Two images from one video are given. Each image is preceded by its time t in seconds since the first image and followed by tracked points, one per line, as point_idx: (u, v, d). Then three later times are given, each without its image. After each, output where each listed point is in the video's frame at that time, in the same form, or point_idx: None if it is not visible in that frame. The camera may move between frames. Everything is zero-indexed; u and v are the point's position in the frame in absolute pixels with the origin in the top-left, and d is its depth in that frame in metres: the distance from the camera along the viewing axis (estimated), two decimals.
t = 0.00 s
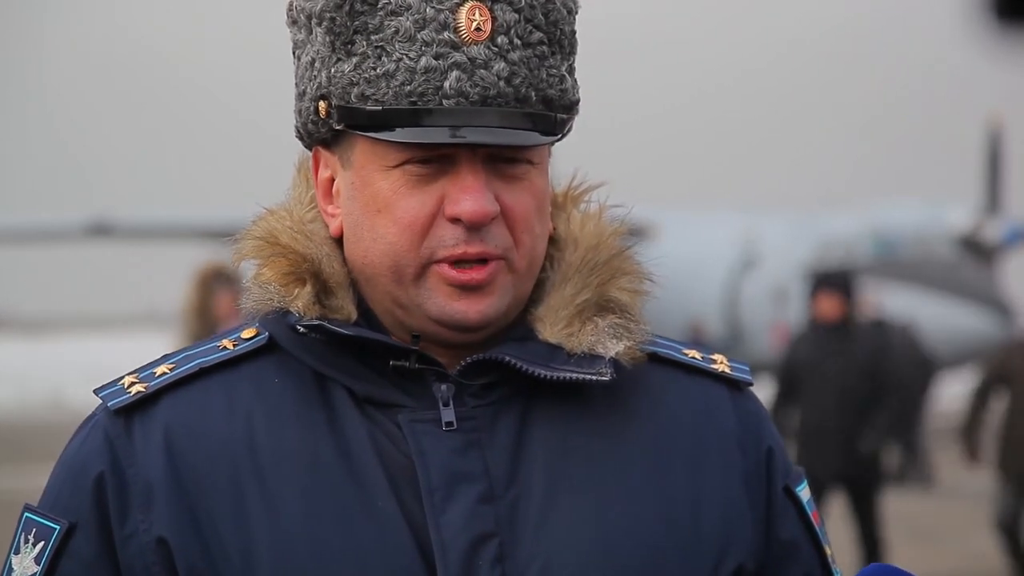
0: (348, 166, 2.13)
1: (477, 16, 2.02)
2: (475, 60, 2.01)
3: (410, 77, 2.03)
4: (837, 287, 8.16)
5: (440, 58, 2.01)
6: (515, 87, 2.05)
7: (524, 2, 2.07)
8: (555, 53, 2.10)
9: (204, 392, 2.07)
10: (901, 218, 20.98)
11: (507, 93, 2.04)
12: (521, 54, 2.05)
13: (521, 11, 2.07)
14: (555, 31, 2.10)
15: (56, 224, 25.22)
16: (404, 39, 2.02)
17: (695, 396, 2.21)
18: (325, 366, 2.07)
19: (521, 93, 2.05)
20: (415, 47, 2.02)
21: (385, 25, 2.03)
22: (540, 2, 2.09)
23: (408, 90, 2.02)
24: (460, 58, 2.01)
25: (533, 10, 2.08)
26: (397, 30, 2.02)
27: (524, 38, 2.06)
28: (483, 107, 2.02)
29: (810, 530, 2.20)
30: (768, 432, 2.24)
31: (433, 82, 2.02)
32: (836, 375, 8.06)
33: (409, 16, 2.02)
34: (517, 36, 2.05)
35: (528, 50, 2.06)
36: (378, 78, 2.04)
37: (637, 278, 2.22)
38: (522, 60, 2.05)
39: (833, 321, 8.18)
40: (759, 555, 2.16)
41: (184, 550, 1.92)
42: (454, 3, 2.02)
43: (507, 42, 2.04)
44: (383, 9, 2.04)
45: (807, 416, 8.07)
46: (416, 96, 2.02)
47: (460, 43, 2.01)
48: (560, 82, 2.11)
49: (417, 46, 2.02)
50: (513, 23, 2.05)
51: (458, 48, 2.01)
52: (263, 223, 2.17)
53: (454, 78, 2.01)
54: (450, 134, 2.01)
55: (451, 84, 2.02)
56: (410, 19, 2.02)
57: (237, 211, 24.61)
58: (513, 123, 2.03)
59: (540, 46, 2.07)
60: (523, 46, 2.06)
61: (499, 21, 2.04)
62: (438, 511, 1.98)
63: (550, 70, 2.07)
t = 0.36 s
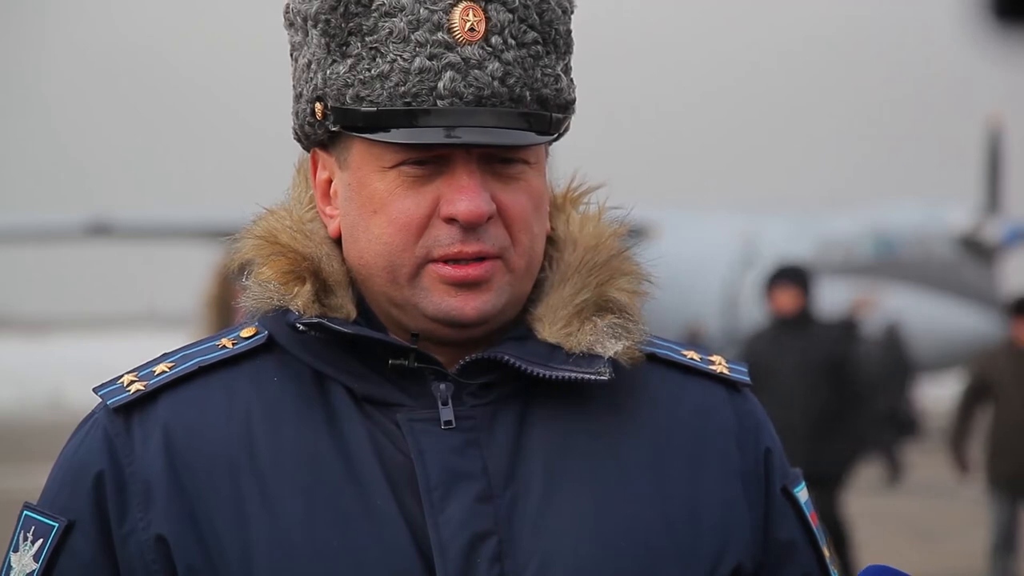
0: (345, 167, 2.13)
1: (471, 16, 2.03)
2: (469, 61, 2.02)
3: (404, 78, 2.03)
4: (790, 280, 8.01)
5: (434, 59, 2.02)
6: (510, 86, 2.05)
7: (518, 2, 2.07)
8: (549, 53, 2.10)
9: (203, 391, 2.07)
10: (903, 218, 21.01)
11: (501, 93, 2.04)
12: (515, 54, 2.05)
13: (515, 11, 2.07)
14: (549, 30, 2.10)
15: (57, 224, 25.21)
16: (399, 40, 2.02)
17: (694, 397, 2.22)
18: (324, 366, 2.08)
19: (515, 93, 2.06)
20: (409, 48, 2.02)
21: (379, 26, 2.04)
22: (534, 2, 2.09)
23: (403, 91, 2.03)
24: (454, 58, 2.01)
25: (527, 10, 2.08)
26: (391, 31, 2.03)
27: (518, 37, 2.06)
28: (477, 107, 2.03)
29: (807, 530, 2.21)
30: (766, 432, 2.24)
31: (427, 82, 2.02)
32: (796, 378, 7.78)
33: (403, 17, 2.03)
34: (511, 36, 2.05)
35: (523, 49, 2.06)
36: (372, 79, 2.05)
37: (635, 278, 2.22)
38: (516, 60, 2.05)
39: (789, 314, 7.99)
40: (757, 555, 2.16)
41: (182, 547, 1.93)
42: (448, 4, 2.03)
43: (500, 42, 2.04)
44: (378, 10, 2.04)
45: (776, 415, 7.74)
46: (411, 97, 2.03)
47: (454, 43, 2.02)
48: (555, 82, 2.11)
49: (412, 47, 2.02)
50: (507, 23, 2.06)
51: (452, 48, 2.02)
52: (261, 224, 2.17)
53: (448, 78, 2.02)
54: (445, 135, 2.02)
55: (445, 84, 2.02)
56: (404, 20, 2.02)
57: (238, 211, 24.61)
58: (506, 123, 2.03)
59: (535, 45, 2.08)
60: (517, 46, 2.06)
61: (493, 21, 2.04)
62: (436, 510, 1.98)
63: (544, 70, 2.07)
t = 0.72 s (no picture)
0: (342, 168, 2.14)
1: (466, 17, 2.03)
2: (465, 61, 2.03)
3: (400, 79, 2.04)
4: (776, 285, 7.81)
5: (430, 60, 2.02)
6: (506, 87, 2.06)
7: (513, 3, 2.08)
8: (545, 53, 2.11)
9: (204, 393, 2.08)
10: (901, 220, 21.21)
11: (498, 93, 2.05)
12: (511, 54, 2.05)
13: (510, 11, 2.08)
14: (545, 30, 2.11)
15: (57, 225, 25.18)
16: (395, 41, 2.03)
17: (693, 397, 2.22)
18: (324, 366, 2.08)
19: (511, 93, 2.06)
20: (405, 49, 2.03)
21: (375, 27, 2.04)
22: (529, 2, 2.10)
23: (399, 92, 2.04)
24: (450, 59, 2.02)
25: (523, 11, 2.09)
26: (387, 32, 2.04)
27: (514, 37, 2.07)
28: (473, 108, 2.03)
29: (808, 529, 2.21)
30: (766, 432, 2.24)
31: (423, 83, 2.03)
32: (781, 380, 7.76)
33: (398, 18, 2.04)
34: (507, 36, 2.06)
35: (518, 49, 2.07)
36: (369, 80, 2.06)
37: (634, 279, 2.22)
38: (512, 60, 2.06)
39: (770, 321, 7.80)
40: (756, 554, 2.17)
41: (182, 547, 1.93)
42: (444, 5, 2.03)
43: (496, 42, 2.05)
44: (374, 11, 2.05)
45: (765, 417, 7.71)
46: (407, 98, 2.03)
47: (450, 43, 2.02)
48: (552, 82, 2.12)
49: (408, 48, 2.03)
50: (503, 23, 2.06)
51: (448, 49, 2.02)
52: (260, 225, 2.18)
53: (444, 78, 2.02)
54: (441, 135, 2.02)
55: (441, 85, 2.02)
56: (400, 21, 2.03)
57: (237, 212, 24.57)
58: (503, 123, 2.04)
59: (531, 46, 2.08)
60: (513, 46, 2.07)
61: (489, 22, 2.05)
62: (436, 507, 1.99)
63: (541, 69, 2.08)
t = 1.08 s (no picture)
0: (349, 167, 2.14)
1: (474, 15, 2.04)
2: (473, 59, 2.03)
3: (408, 77, 2.04)
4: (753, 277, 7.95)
5: (438, 58, 2.03)
6: (513, 85, 2.06)
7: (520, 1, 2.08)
8: (552, 51, 2.11)
9: (208, 392, 2.08)
10: (902, 219, 21.15)
11: (505, 92, 2.05)
12: (518, 52, 2.06)
13: (517, 9, 2.08)
14: (551, 28, 2.12)
15: (57, 224, 25.16)
16: (402, 39, 2.04)
17: (698, 397, 2.22)
18: (328, 365, 2.08)
19: (519, 92, 2.07)
20: (413, 48, 2.03)
21: (382, 26, 2.05)
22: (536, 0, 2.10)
23: (407, 90, 2.04)
24: (458, 57, 2.03)
25: (529, 9, 2.09)
26: (395, 31, 2.04)
27: (521, 36, 2.07)
28: (481, 106, 2.04)
29: (811, 531, 2.21)
30: (770, 432, 2.24)
31: (431, 81, 2.03)
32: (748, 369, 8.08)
33: (406, 16, 2.04)
34: (514, 35, 2.07)
35: (525, 48, 2.07)
36: (376, 79, 2.06)
37: (640, 278, 2.23)
38: (520, 58, 2.06)
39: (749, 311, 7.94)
40: (760, 554, 2.17)
41: (188, 546, 1.94)
42: (451, 3, 2.04)
43: (503, 40, 2.05)
44: (381, 10, 2.05)
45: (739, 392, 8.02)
46: (415, 96, 2.04)
47: (458, 42, 2.03)
48: (558, 80, 2.12)
49: (415, 46, 2.03)
50: (510, 21, 2.07)
51: (456, 47, 2.03)
52: (265, 224, 2.18)
53: (452, 77, 2.03)
54: (449, 133, 2.03)
55: (449, 83, 2.03)
56: (407, 19, 2.04)
57: (237, 211, 24.54)
58: (511, 121, 2.05)
59: (537, 44, 2.09)
60: (520, 44, 2.07)
61: (496, 20, 2.06)
62: (440, 506, 1.99)
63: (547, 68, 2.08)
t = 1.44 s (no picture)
0: (356, 167, 2.14)
1: (483, 15, 2.05)
2: (482, 59, 2.04)
3: (418, 77, 2.05)
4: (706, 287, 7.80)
5: (447, 58, 2.03)
6: (522, 85, 2.07)
7: (528, 2, 2.09)
8: (559, 52, 2.12)
9: (213, 392, 2.08)
10: (903, 218, 21.27)
11: (514, 92, 2.06)
12: (527, 53, 2.07)
13: (526, 10, 2.09)
14: (559, 29, 2.12)
15: (57, 225, 25.17)
16: (411, 39, 2.04)
17: (702, 400, 2.22)
18: (333, 365, 2.08)
19: (528, 92, 2.07)
20: (422, 47, 2.04)
21: (391, 26, 2.05)
22: (543, 1, 2.11)
23: (416, 90, 2.04)
24: (467, 57, 2.03)
25: (538, 10, 2.10)
26: (404, 31, 2.04)
27: (529, 36, 2.08)
28: (490, 105, 2.04)
29: (815, 532, 2.21)
30: (774, 434, 2.24)
31: (440, 81, 2.04)
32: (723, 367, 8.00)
33: (415, 16, 2.04)
34: (522, 35, 2.07)
35: (533, 48, 2.08)
36: (385, 78, 2.07)
37: (644, 280, 2.23)
38: (528, 59, 2.07)
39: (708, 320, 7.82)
40: (763, 556, 2.17)
41: (193, 545, 1.94)
42: (460, 3, 2.04)
43: (512, 41, 2.06)
44: (390, 10, 2.06)
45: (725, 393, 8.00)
46: (424, 96, 2.04)
47: (467, 42, 2.04)
48: (566, 81, 2.13)
49: (425, 46, 2.04)
50: (519, 22, 2.07)
51: (465, 47, 2.04)
52: (271, 225, 2.19)
53: (461, 76, 2.04)
54: (458, 132, 2.03)
55: (458, 83, 2.03)
56: (416, 19, 2.04)
57: (237, 212, 24.56)
58: (520, 121, 2.05)
59: (545, 44, 2.10)
60: (529, 45, 2.08)
61: (505, 20, 2.06)
62: (444, 506, 2.00)
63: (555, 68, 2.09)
